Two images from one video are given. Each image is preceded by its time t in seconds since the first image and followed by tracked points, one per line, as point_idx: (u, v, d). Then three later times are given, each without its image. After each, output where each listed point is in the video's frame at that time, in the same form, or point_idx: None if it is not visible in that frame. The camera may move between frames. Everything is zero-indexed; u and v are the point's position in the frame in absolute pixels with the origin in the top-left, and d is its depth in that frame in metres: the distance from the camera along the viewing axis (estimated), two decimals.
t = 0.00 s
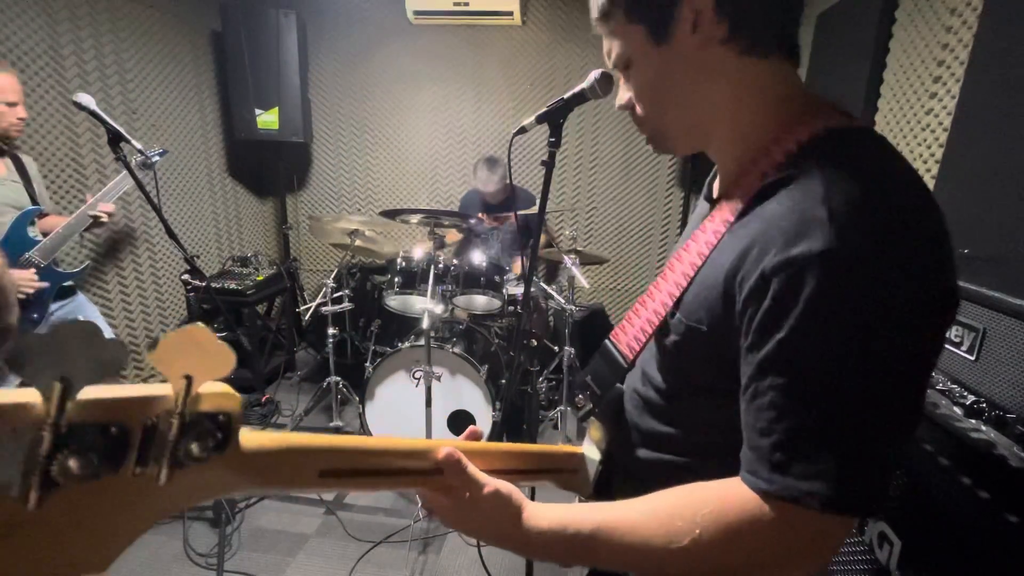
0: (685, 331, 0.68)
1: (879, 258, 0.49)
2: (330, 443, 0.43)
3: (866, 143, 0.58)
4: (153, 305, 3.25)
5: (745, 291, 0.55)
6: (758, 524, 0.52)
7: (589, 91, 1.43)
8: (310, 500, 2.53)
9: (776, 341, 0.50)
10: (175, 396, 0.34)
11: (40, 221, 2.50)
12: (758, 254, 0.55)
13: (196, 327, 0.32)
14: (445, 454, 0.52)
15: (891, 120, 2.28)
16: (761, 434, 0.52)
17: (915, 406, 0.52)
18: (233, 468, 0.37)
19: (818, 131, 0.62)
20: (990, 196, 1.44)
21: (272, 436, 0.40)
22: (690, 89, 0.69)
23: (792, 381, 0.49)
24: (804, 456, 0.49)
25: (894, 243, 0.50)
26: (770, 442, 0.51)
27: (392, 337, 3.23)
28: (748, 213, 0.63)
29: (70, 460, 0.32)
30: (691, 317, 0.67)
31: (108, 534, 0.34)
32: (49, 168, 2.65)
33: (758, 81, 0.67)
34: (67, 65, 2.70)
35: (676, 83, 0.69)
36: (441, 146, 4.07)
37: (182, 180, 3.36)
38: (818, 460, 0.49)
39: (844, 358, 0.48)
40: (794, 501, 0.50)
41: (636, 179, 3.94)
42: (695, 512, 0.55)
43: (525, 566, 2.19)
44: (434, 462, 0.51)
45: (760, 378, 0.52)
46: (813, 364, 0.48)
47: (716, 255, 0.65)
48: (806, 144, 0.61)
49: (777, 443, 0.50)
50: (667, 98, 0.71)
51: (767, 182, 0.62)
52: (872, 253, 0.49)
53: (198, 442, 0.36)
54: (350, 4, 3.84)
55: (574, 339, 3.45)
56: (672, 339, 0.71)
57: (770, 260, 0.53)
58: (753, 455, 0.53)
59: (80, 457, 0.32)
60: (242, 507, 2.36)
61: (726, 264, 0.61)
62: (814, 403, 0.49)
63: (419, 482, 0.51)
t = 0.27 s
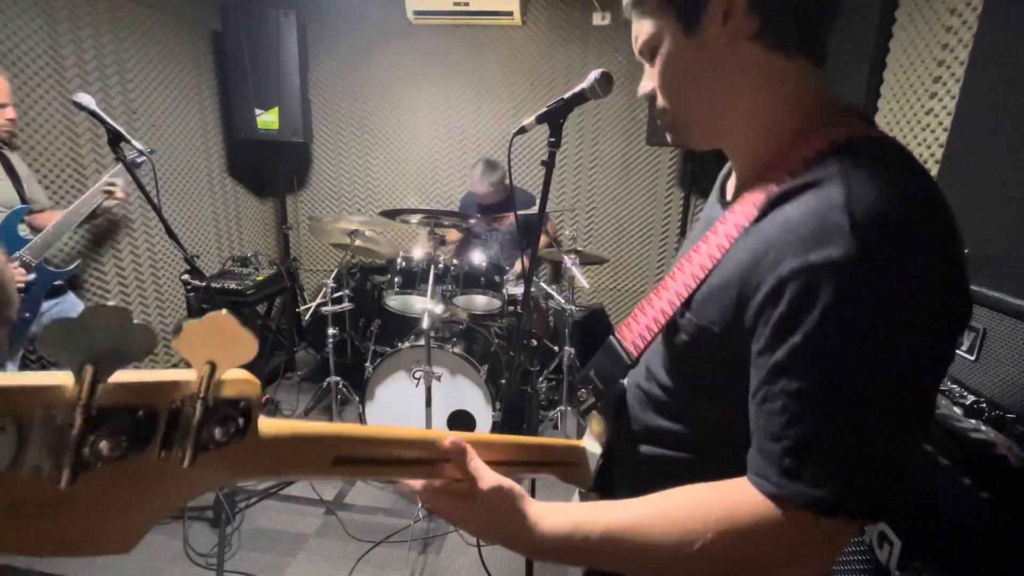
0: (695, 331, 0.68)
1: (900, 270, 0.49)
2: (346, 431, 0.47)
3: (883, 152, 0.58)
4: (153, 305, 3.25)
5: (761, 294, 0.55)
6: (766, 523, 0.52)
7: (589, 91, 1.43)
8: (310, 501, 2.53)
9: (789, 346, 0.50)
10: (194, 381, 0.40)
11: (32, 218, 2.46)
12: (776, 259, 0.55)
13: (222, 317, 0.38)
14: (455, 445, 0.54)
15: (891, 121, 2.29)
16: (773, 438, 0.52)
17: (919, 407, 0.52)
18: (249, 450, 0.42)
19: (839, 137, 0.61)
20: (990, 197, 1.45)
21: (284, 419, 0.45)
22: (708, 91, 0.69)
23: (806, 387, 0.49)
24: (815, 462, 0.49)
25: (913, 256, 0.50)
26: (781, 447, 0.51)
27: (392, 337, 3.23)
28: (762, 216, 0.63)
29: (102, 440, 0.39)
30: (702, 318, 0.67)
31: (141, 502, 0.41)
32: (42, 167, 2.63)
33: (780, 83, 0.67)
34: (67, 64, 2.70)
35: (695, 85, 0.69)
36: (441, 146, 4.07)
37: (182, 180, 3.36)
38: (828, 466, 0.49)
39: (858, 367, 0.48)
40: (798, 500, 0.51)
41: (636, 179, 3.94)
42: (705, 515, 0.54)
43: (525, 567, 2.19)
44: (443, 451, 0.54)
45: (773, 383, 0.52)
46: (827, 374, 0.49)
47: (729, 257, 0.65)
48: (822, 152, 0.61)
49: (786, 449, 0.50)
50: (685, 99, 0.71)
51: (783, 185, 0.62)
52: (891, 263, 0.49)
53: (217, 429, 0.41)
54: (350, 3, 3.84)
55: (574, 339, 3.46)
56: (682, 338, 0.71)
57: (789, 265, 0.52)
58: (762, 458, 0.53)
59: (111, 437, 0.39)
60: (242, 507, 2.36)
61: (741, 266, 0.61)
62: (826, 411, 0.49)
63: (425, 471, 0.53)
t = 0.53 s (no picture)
0: (703, 372, 0.72)
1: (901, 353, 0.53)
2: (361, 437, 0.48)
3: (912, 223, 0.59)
4: (153, 306, 3.25)
5: (773, 357, 0.59)
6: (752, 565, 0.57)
7: (590, 92, 1.43)
8: (310, 500, 2.53)
9: (796, 413, 0.55)
10: (234, 402, 0.37)
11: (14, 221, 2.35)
12: (792, 325, 0.58)
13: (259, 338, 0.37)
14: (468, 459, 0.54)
15: (891, 121, 2.29)
16: (771, 492, 0.56)
17: (905, 461, 0.56)
18: (280, 464, 0.42)
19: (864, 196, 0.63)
20: (989, 198, 1.45)
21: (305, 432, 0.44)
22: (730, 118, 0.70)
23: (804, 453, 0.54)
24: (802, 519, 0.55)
25: (920, 352, 0.54)
26: (777, 501, 0.56)
27: (391, 337, 3.23)
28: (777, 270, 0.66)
29: (145, 459, 0.36)
30: (712, 360, 0.70)
31: (172, 521, 0.39)
32: (42, 168, 2.62)
33: (806, 128, 0.68)
34: (67, 65, 2.70)
35: (718, 112, 0.70)
36: (441, 146, 4.07)
37: (182, 181, 3.36)
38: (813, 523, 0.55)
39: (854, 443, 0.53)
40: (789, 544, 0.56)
41: (636, 179, 3.94)
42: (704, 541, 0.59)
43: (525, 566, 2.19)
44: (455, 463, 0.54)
45: (777, 442, 0.56)
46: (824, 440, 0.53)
47: (743, 301, 0.68)
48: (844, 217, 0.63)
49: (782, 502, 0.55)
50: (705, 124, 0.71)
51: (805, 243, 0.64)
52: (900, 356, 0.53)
53: (252, 445, 0.40)
54: (350, 3, 3.84)
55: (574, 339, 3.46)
56: (689, 372, 0.75)
57: (807, 338, 0.56)
58: (757, 507, 0.58)
59: (151, 454, 0.37)
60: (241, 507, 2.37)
61: (758, 321, 0.64)
62: (821, 478, 0.54)
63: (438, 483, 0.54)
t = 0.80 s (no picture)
0: (693, 411, 0.73)
1: (894, 414, 0.52)
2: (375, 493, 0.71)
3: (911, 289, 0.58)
4: (153, 306, 3.26)
5: (762, 416, 0.59)
6: None
7: (589, 92, 1.43)
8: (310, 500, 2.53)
9: (780, 459, 0.55)
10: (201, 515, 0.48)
11: None
12: (781, 389, 0.58)
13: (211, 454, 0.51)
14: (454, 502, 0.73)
15: (891, 122, 2.29)
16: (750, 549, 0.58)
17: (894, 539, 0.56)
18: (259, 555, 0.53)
19: (857, 241, 0.62)
20: (989, 200, 1.45)
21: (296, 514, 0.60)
22: (717, 143, 0.69)
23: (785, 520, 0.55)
24: None
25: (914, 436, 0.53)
26: (756, 558, 0.57)
27: (392, 336, 3.23)
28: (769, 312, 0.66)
29: None
30: (703, 401, 0.71)
31: None
32: (43, 168, 2.62)
33: (800, 163, 0.67)
34: (67, 65, 2.70)
35: (711, 139, 0.69)
36: (441, 147, 4.07)
37: (181, 181, 3.37)
38: None
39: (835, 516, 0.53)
40: None
41: (636, 181, 3.94)
42: None
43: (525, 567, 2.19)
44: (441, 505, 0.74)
45: (760, 502, 0.57)
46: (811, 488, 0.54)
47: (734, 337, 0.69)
48: (836, 262, 0.62)
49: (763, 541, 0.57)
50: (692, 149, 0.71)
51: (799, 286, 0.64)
52: (890, 439, 0.52)
53: (227, 549, 0.49)
54: (350, 3, 3.84)
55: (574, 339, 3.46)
56: (678, 408, 0.76)
57: (797, 407, 0.55)
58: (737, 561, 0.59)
59: None
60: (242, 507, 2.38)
61: (751, 372, 0.64)
62: (805, 527, 0.54)
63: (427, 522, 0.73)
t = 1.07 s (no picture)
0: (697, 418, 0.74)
1: (907, 435, 0.52)
2: (363, 517, 0.73)
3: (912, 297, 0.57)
4: (153, 306, 3.26)
5: (759, 426, 0.60)
6: None
7: (589, 92, 1.43)
8: (310, 500, 2.53)
9: (786, 478, 0.55)
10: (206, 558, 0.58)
11: None
12: (778, 398, 0.59)
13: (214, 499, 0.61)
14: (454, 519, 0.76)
15: (892, 122, 2.29)
16: (748, 556, 0.58)
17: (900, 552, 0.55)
18: None
19: (860, 245, 0.62)
20: (989, 201, 1.45)
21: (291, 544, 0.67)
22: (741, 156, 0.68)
23: (777, 525, 0.56)
24: None
25: (912, 448, 0.52)
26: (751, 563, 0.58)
27: (392, 336, 3.22)
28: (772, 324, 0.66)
29: None
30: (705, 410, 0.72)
31: None
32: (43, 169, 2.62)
33: (800, 175, 0.67)
34: (67, 64, 2.70)
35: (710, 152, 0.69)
36: (441, 147, 4.07)
37: (181, 181, 3.37)
38: None
39: (830, 521, 0.54)
40: None
41: (636, 181, 3.93)
42: None
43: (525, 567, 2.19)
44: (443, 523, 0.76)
45: (757, 508, 0.57)
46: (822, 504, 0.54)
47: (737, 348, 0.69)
48: (840, 267, 0.62)
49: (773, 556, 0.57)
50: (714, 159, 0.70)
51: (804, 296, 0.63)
52: (889, 449, 0.52)
53: None
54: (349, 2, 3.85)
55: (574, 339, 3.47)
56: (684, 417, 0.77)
57: (793, 420, 0.56)
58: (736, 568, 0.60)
59: None
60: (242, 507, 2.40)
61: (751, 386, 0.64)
62: (816, 539, 0.54)
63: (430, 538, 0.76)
